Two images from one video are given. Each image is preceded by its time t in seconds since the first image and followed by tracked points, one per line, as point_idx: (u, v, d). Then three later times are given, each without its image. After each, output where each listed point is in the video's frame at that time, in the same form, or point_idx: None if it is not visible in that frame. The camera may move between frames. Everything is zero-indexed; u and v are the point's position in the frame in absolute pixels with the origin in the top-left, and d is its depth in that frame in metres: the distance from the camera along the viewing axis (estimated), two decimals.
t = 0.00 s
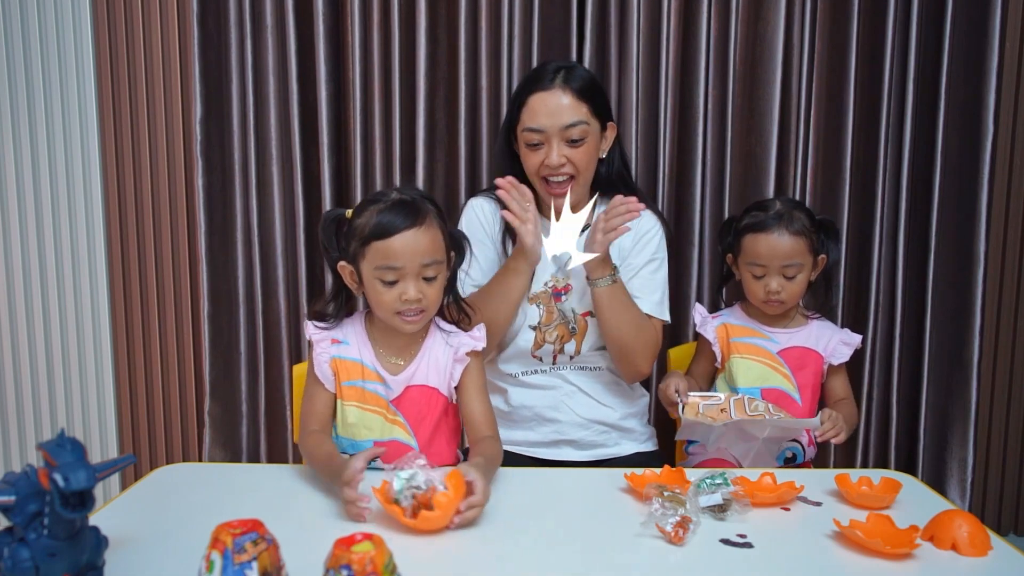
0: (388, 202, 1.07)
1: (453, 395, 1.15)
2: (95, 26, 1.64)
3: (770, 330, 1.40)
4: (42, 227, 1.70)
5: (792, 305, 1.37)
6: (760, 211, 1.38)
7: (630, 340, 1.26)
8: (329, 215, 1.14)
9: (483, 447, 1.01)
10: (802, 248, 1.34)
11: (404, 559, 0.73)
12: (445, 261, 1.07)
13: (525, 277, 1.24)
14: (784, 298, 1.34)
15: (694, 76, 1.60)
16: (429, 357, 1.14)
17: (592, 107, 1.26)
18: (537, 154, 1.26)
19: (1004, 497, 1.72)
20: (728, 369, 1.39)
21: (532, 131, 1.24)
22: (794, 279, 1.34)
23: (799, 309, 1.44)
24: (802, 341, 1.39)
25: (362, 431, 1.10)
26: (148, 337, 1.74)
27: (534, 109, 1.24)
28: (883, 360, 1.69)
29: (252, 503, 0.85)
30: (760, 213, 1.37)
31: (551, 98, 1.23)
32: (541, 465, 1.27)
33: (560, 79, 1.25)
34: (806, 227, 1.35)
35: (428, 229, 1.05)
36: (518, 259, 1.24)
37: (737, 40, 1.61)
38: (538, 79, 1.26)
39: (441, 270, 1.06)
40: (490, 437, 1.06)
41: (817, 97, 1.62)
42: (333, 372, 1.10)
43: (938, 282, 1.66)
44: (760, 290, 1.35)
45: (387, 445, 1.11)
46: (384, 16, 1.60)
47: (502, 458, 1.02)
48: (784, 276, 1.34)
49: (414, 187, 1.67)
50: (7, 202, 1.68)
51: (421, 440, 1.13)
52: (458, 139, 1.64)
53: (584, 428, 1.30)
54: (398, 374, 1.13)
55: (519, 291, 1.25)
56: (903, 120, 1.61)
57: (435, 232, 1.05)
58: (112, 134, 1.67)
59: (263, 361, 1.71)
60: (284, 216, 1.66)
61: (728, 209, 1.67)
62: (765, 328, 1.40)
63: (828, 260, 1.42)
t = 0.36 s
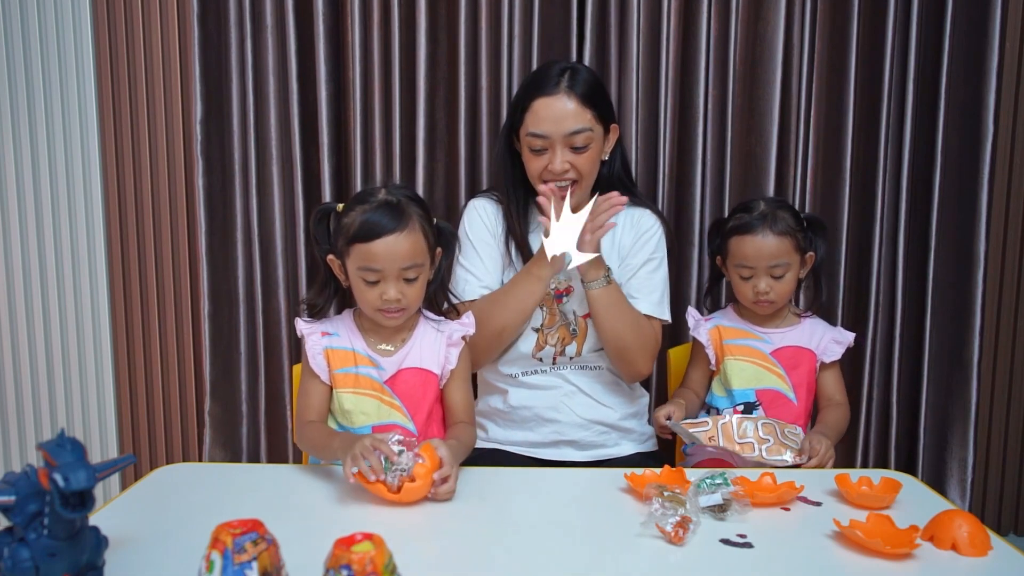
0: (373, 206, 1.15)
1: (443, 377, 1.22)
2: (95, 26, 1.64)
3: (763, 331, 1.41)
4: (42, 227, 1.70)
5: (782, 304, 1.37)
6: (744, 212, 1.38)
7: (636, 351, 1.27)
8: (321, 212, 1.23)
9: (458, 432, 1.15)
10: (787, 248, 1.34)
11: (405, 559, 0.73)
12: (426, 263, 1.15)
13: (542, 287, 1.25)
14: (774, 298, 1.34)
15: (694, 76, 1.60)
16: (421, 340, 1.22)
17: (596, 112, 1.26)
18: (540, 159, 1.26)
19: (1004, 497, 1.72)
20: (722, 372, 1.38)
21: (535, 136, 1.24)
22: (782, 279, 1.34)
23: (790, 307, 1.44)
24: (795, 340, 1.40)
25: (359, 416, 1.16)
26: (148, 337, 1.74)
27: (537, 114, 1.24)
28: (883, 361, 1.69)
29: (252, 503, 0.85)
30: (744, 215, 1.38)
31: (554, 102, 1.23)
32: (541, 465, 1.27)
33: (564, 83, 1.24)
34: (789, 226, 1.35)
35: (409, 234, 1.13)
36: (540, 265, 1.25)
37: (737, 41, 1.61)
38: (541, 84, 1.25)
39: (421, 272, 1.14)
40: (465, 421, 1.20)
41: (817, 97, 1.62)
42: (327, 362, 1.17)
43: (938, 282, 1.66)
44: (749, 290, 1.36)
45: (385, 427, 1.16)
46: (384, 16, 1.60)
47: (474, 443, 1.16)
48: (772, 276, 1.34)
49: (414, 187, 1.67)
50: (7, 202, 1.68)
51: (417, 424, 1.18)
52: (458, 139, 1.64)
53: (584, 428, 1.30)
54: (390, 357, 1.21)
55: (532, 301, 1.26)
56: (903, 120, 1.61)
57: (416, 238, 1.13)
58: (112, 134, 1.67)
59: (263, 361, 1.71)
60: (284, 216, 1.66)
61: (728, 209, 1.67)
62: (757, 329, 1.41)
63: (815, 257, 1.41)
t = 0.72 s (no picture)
0: (369, 206, 1.16)
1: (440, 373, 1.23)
2: (95, 26, 1.64)
3: (759, 331, 1.40)
4: (42, 227, 1.70)
5: (776, 302, 1.37)
6: (738, 211, 1.38)
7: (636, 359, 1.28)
8: (320, 212, 1.24)
9: (456, 429, 1.16)
10: (780, 245, 1.34)
11: (404, 558, 0.73)
12: (422, 262, 1.16)
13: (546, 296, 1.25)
14: (767, 297, 1.34)
15: (694, 76, 1.60)
16: (419, 335, 1.23)
17: (588, 115, 1.25)
18: (532, 162, 1.26)
19: (1004, 497, 1.72)
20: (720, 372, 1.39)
21: (527, 139, 1.24)
22: (775, 276, 1.34)
23: (786, 305, 1.44)
24: (791, 339, 1.39)
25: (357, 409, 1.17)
26: (148, 337, 1.74)
27: (529, 117, 1.24)
28: (883, 361, 1.69)
29: (252, 502, 0.85)
30: (738, 213, 1.38)
31: (545, 105, 1.23)
32: (541, 465, 1.27)
33: (557, 86, 1.24)
34: (784, 225, 1.35)
35: (404, 233, 1.14)
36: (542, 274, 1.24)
37: (737, 41, 1.61)
38: (537, 87, 1.25)
39: (416, 271, 1.15)
40: (463, 419, 1.20)
41: (817, 97, 1.62)
42: (325, 358, 1.18)
43: (938, 282, 1.66)
44: (743, 288, 1.35)
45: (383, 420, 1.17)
46: (384, 17, 1.60)
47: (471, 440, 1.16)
48: (765, 273, 1.34)
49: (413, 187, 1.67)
50: (7, 202, 1.68)
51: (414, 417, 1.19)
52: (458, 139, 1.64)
53: (584, 429, 1.30)
54: (388, 351, 1.21)
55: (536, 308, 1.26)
56: (903, 120, 1.61)
57: (411, 236, 1.14)
58: (112, 134, 1.67)
59: (263, 361, 1.71)
60: (284, 217, 1.66)
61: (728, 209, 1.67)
62: (753, 329, 1.41)
63: (810, 256, 1.41)
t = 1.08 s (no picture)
0: (363, 205, 1.16)
1: (438, 371, 1.23)
2: (95, 26, 1.64)
3: (759, 332, 1.40)
4: (42, 227, 1.70)
5: (772, 299, 1.36)
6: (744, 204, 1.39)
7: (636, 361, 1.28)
8: (316, 212, 1.24)
9: (454, 427, 1.17)
10: (779, 240, 1.33)
11: (404, 558, 0.73)
12: (416, 260, 1.16)
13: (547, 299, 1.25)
14: (762, 290, 1.34)
15: (694, 76, 1.60)
16: (415, 334, 1.23)
17: (585, 116, 1.25)
18: (530, 162, 1.26)
19: (1004, 497, 1.72)
20: (719, 373, 1.39)
21: (523, 140, 1.24)
22: (773, 270, 1.34)
23: (788, 307, 1.44)
24: (792, 340, 1.39)
25: (355, 408, 1.17)
26: (148, 337, 1.74)
27: (525, 118, 1.24)
28: (883, 361, 1.69)
29: (252, 502, 0.85)
30: (745, 206, 1.39)
31: (541, 106, 1.23)
32: (541, 465, 1.27)
33: (554, 86, 1.24)
34: (786, 221, 1.35)
35: (398, 231, 1.14)
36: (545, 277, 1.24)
37: (737, 40, 1.61)
38: (535, 86, 1.25)
39: (411, 269, 1.15)
40: (460, 417, 1.21)
41: (817, 97, 1.62)
42: (321, 358, 1.19)
43: (938, 282, 1.66)
44: (738, 279, 1.35)
45: (380, 419, 1.17)
46: (384, 17, 1.60)
47: (469, 440, 1.18)
48: (762, 266, 1.34)
49: (413, 187, 1.67)
50: (7, 202, 1.68)
51: (410, 414, 1.19)
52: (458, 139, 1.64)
53: (585, 430, 1.30)
54: (384, 350, 1.21)
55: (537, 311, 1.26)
56: (903, 120, 1.61)
57: (405, 235, 1.14)
58: (112, 134, 1.67)
59: (263, 362, 1.71)
60: (284, 217, 1.66)
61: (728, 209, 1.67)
62: (754, 330, 1.41)
63: (812, 261, 1.41)
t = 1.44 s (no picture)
0: (357, 203, 1.17)
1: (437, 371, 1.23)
2: (95, 26, 1.64)
3: (762, 334, 1.40)
4: (42, 227, 1.70)
5: (773, 298, 1.36)
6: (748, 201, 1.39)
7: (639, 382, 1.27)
8: (315, 211, 1.26)
9: (455, 426, 1.17)
10: (782, 236, 1.34)
11: (404, 558, 0.73)
12: (407, 260, 1.16)
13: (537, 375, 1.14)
14: (763, 288, 1.34)
15: (694, 76, 1.60)
16: (414, 334, 1.23)
17: (599, 115, 1.24)
18: (542, 162, 1.24)
19: (1005, 497, 1.72)
20: (720, 376, 1.39)
21: (539, 139, 1.22)
22: (774, 268, 1.34)
23: (790, 308, 1.44)
24: (794, 343, 1.40)
25: (354, 408, 1.18)
26: (148, 337, 1.74)
27: (541, 116, 1.21)
28: (883, 361, 1.69)
29: (252, 502, 0.85)
30: (750, 203, 1.39)
31: (559, 105, 1.21)
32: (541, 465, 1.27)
33: (568, 86, 1.22)
34: (790, 219, 1.35)
35: (387, 231, 1.14)
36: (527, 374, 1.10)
37: (737, 40, 1.61)
38: (548, 85, 1.23)
39: (400, 269, 1.15)
40: (459, 416, 1.20)
41: (817, 97, 1.62)
42: (321, 358, 1.20)
43: (938, 282, 1.66)
44: (740, 276, 1.35)
45: (379, 419, 1.18)
46: (384, 17, 1.60)
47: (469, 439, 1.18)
48: (764, 263, 1.34)
49: (413, 187, 1.67)
50: (7, 202, 1.68)
51: (409, 414, 1.19)
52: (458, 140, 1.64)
53: (585, 430, 1.30)
54: (383, 351, 1.21)
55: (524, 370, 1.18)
56: (903, 120, 1.61)
57: (394, 235, 1.14)
58: (112, 134, 1.67)
59: (263, 361, 1.71)
60: (284, 217, 1.66)
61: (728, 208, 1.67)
62: (757, 332, 1.41)
63: (814, 262, 1.41)
